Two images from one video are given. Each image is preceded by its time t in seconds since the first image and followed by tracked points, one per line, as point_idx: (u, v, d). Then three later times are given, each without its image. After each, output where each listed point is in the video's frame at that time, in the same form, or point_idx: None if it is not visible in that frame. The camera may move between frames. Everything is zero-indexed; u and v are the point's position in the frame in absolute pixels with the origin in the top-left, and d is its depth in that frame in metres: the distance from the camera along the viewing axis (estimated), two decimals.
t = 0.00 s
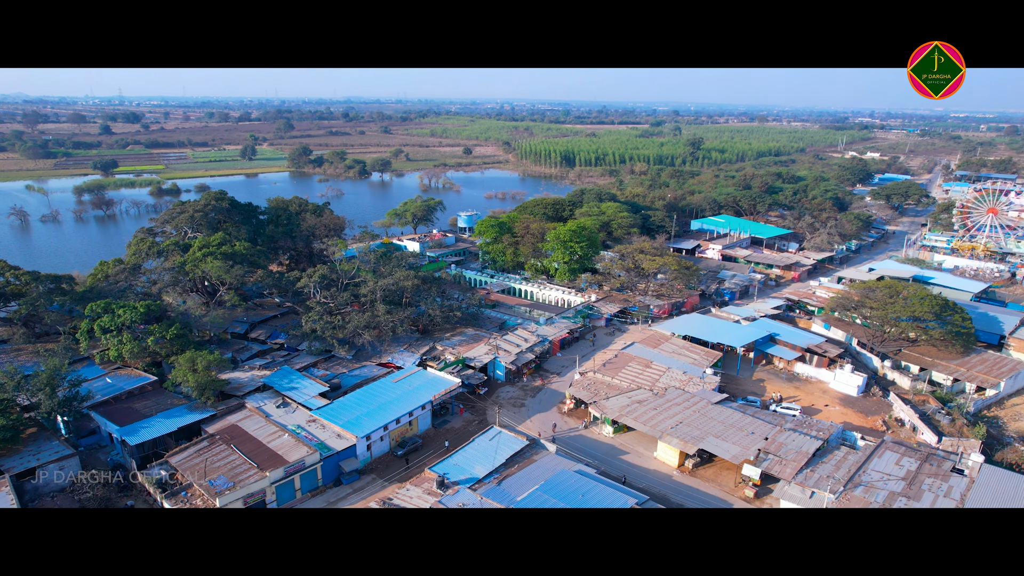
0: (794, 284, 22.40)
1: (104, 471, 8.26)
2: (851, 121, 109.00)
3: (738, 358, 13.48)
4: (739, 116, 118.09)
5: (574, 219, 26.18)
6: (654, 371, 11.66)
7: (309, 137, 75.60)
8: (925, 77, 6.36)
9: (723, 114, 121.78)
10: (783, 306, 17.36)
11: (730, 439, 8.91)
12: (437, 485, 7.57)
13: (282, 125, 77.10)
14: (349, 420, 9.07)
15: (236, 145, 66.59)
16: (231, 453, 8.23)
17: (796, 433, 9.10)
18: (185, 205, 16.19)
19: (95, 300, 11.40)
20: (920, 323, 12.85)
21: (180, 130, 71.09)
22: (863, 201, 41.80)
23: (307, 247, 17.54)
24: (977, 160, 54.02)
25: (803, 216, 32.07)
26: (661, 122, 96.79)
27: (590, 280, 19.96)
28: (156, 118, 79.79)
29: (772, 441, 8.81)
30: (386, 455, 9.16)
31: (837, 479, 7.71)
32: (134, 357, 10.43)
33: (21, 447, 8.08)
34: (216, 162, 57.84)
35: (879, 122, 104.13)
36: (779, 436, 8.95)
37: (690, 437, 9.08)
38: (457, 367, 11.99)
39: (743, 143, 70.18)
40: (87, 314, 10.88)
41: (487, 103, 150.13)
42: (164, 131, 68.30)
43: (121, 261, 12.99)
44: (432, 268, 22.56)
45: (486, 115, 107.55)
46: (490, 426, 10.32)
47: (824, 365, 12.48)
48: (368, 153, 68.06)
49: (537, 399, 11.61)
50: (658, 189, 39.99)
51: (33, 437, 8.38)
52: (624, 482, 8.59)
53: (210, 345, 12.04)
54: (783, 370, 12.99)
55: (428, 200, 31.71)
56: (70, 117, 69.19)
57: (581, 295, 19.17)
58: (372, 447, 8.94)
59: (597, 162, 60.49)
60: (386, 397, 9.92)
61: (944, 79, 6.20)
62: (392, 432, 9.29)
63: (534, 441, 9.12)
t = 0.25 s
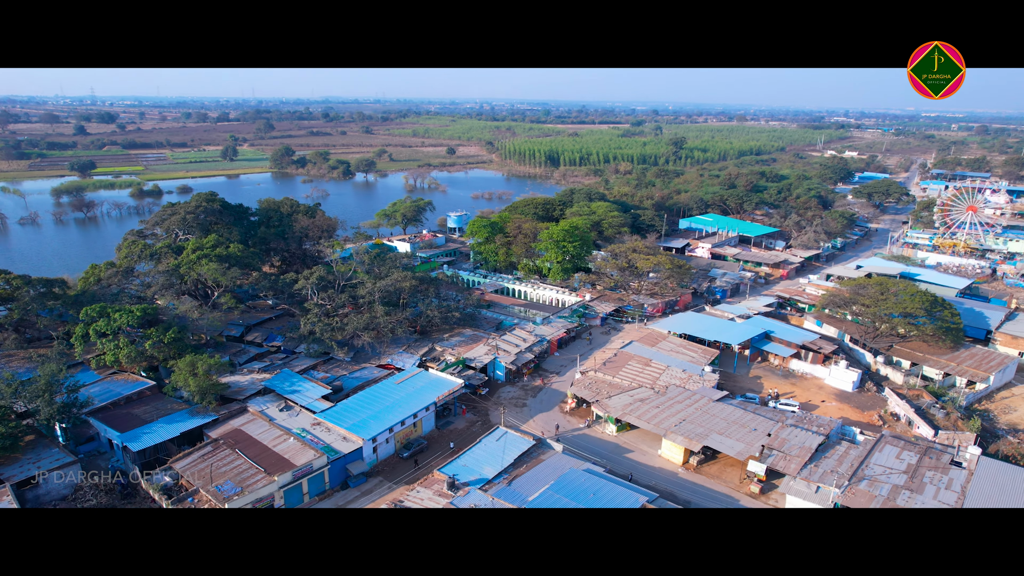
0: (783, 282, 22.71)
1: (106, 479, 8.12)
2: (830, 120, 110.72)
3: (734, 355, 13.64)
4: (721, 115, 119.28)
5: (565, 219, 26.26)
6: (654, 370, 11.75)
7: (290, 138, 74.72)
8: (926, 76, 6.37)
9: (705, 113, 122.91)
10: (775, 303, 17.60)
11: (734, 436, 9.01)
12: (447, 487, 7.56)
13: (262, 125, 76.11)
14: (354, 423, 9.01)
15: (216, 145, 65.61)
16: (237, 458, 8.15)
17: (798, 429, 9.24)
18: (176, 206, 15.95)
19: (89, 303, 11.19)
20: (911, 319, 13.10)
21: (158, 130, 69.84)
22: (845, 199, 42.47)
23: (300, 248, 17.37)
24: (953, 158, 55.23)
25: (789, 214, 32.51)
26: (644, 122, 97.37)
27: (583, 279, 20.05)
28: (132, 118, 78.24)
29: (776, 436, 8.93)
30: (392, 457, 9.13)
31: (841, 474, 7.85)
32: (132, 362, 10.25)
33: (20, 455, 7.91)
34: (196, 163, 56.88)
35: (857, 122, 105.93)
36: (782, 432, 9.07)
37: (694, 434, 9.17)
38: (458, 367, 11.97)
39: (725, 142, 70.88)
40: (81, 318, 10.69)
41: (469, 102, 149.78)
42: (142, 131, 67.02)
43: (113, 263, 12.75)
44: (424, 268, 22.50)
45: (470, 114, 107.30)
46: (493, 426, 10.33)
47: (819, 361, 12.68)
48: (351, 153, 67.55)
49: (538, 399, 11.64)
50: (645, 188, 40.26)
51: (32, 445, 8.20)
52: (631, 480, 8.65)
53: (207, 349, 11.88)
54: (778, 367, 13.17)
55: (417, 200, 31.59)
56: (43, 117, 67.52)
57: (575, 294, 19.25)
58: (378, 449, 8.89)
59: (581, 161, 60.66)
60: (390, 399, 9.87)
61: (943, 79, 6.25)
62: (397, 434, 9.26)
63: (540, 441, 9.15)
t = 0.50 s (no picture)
0: (771, 279, 23.05)
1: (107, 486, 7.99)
2: (809, 119, 112.41)
3: (730, 352, 13.82)
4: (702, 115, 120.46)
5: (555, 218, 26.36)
6: (654, 368, 11.85)
7: (271, 138, 73.86)
8: (926, 77, 6.24)
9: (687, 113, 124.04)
10: (767, 301, 17.85)
11: (737, 432, 9.13)
12: (458, 487, 7.56)
13: (241, 125, 75.12)
14: (359, 425, 8.96)
15: (196, 146, 64.62)
16: (242, 462, 8.07)
17: (799, 425, 9.38)
18: (167, 208, 15.71)
19: (83, 308, 11.00)
20: (901, 315, 13.35)
21: (136, 130, 68.59)
22: (828, 197, 43.16)
23: (293, 249, 17.25)
24: (929, 157, 56.44)
25: (775, 212, 32.95)
26: (627, 122, 97.98)
27: (577, 279, 20.16)
28: (108, 118, 76.67)
29: (777, 433, 9.06)
30: (398, 459, 9.10)
31: (844, 468, 7.99)
32: (129, 366, 10.08)
33: (20, 463, 7.77)
34: (176, 164, 55.95)
35: (835, 122, 107.75)
36: (783, 428, 9.20)
37: (697, 431, 9.26)
38: (458, 368, 11.97)
39: (706, 142, 71.59)
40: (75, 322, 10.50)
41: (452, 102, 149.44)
42: (118, 131, 65.76)
43: (105, 267, 12.51)
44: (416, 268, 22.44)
45: (453, 114, 107.08)
46: (496, 426, 10.33)
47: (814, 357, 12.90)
48: (334, 154, 67.05)
49: (538, 398, 11.68)
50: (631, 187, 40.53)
51: (31, 452, 8.05)
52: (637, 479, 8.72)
53: (204, 352, 11.73)
54: (774, 364, 13.36)
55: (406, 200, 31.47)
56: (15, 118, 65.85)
57: (569, 294, 19.35)
58: (384, 451, 8.86)
59: (565, 161, 60.87)
60: (394, 401, 9.84)
61: (943, 79, 6.18)
62: (402, 436, 9.23)
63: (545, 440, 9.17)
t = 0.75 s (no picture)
0: (760, 277, 23.38)
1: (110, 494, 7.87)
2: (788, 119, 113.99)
3: (726, 350, 13.99)
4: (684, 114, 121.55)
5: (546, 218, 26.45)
6: (653, 366, 11.95)
7: (251, 138, 72.93)
8: (925, 76, 6.17)
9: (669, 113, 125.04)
10: (758, 299, 18.11)
11: (739, 429, 9.25)
12: (468, 488, 7.58)
13: (221, 126, 74.05)
14: (364, 428, 8.92)
15: (176, 147, 63.60)
16: (249, 467, 7.99)
17: (800, 420, 9.53)
18: (157, 209, 15.46)
19: (77, 312, 10.80)
20: (892, 312, 13.63)
21: (112, 131, 67.26)
22: (810, 195, 43.84)
23: (286, 251, 17.09)
24: (906, 156, 57.68)
25: (761, 211, 33.36)
26: (611, 122, 98.48)
27: (570, 278, 20.25)
28: (83, 118, 75.04)
29: (779, 428, 9.20)
30: (403, 461, 9.07)
31: (847, 463, 8.14)
32: (126, 371, 9.92)
33: (20, 472, 7.62)
34: (156, 165, 55.03)
35: (814, 121, 109.43)
36: (785, 424, 9.35)
37: (700, 429, 9.37)
38: (458, 369, 11.98)
39: (688, 141, 72.22)
40: (70, 327, 10.30)
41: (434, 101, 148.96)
42: (95, 131, 64.45)
43: (96, 270, 12.28)
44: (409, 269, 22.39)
45: (435, 114, 106.73)
46: (499, 427, 10.35)
47: (808, 354, 13.13)
48: (317, 154, 66.49)
49: (539, 398, 11.72)
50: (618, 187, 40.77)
51: (30, 460, 7.89)
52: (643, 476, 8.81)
53: (201, 356, 11.58)
54: (769, 361, 13.55)
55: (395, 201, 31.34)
56: None
57: (563, 293, 19.44)
58: (390, 453, 8.83)
59: (549, 160, 61.01)
60: (397, 403, 9.81)
61: (943, 79, 6.13)
62: (407, 438, 9.21)
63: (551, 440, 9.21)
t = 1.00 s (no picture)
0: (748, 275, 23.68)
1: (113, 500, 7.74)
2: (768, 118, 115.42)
3: (721, 347, 14.15)
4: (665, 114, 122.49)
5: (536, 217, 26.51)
6: (652, 365, 12.06)
7: (231, 138, 71.88)
8: (927, 77, 6.12)
9: (651, 113, 125.97)
10: (750, 297, 18.36)
11: (742, 425, 9.38)
12: (479, 489, 7.59)
13: (199, 126, 72.87)
14: (370, 430, 8.89)
15: (154, 148, 62.45)
16: (255, 472, 7.91)
17: (799, 415, 9.69)
18: (147, 211, 15.20)
19: (72, 315, 10.61)
20: (883, 308, 13.89)
21: (87, 131, 65.82)
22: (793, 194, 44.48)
23: (278, 253, 16.91)
24: (883, 155, 58.82)
25: (747, 209, 33.74)
26: (593, 121, 98.89)
27: (563, 277, 20.32)
28: (56, 119, 73.25)
29: (780, 424, 9.35)
30: (408, 463, 9.05)
31: (848, 457, 8.31)
32: (123, 377, 9.76)
33: (21, 480, 7.46)
34: (134, 166, 54.00)
35: (793, 120, 110.97)
36: (785, 420, 9.50)
37: (703, 426, 9.48)
38: (459, 369, 11.99)
39: (669, 140, 72.76)
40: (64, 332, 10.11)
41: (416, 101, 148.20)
42: (69, 132, 62.99)
43: (88, 274, 12.04)
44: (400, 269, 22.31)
45: (418, 113, 106.20)
46: (503, 427, 10.36)
47: (802, 350, 13.34)
48: (299, 154, 65.80)
49: (539, 397, 11.76)
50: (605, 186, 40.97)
51: (30, 468, 7.73)
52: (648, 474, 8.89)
53: (198, 359, 11.43)
54: (764, 358, 13.74)
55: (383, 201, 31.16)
56: None
57: (556, 292, 19.52)
58: (396, 455, 8.81)
59: (533, 160, 61.08)
60: (401, 404, 9.78)
61: (943, 79, 6.13)
62: (412, 440, 9.19)
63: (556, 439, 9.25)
